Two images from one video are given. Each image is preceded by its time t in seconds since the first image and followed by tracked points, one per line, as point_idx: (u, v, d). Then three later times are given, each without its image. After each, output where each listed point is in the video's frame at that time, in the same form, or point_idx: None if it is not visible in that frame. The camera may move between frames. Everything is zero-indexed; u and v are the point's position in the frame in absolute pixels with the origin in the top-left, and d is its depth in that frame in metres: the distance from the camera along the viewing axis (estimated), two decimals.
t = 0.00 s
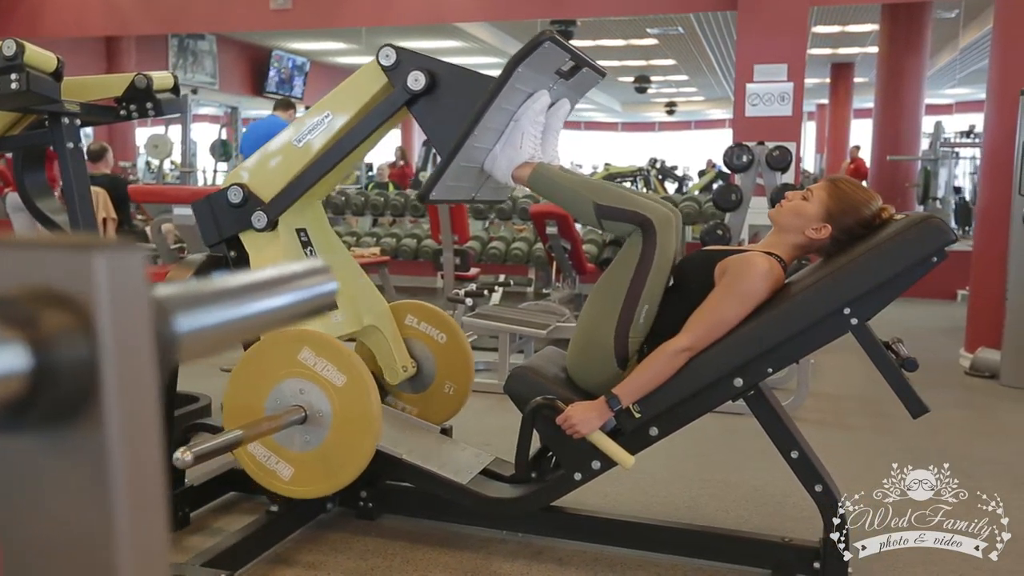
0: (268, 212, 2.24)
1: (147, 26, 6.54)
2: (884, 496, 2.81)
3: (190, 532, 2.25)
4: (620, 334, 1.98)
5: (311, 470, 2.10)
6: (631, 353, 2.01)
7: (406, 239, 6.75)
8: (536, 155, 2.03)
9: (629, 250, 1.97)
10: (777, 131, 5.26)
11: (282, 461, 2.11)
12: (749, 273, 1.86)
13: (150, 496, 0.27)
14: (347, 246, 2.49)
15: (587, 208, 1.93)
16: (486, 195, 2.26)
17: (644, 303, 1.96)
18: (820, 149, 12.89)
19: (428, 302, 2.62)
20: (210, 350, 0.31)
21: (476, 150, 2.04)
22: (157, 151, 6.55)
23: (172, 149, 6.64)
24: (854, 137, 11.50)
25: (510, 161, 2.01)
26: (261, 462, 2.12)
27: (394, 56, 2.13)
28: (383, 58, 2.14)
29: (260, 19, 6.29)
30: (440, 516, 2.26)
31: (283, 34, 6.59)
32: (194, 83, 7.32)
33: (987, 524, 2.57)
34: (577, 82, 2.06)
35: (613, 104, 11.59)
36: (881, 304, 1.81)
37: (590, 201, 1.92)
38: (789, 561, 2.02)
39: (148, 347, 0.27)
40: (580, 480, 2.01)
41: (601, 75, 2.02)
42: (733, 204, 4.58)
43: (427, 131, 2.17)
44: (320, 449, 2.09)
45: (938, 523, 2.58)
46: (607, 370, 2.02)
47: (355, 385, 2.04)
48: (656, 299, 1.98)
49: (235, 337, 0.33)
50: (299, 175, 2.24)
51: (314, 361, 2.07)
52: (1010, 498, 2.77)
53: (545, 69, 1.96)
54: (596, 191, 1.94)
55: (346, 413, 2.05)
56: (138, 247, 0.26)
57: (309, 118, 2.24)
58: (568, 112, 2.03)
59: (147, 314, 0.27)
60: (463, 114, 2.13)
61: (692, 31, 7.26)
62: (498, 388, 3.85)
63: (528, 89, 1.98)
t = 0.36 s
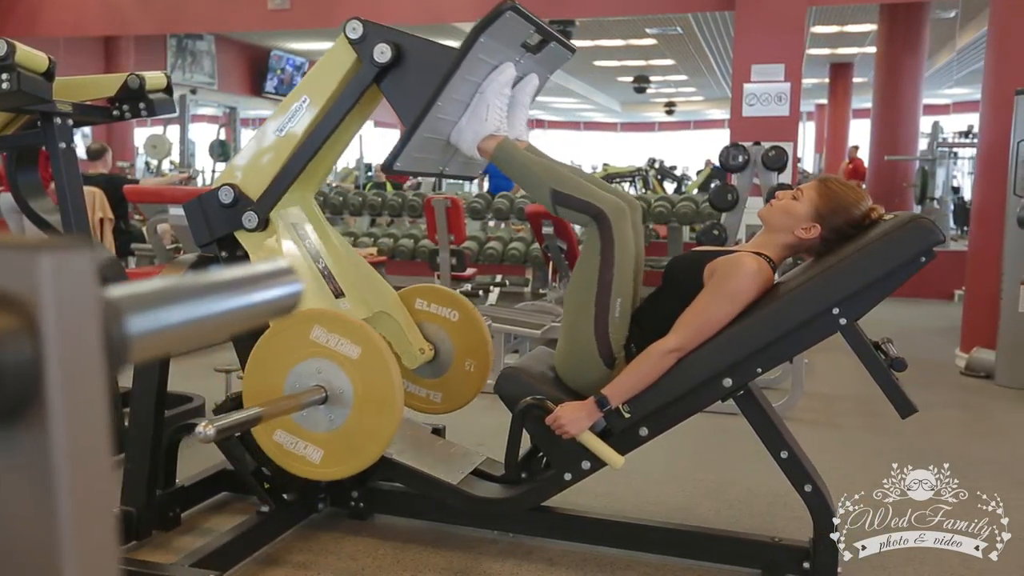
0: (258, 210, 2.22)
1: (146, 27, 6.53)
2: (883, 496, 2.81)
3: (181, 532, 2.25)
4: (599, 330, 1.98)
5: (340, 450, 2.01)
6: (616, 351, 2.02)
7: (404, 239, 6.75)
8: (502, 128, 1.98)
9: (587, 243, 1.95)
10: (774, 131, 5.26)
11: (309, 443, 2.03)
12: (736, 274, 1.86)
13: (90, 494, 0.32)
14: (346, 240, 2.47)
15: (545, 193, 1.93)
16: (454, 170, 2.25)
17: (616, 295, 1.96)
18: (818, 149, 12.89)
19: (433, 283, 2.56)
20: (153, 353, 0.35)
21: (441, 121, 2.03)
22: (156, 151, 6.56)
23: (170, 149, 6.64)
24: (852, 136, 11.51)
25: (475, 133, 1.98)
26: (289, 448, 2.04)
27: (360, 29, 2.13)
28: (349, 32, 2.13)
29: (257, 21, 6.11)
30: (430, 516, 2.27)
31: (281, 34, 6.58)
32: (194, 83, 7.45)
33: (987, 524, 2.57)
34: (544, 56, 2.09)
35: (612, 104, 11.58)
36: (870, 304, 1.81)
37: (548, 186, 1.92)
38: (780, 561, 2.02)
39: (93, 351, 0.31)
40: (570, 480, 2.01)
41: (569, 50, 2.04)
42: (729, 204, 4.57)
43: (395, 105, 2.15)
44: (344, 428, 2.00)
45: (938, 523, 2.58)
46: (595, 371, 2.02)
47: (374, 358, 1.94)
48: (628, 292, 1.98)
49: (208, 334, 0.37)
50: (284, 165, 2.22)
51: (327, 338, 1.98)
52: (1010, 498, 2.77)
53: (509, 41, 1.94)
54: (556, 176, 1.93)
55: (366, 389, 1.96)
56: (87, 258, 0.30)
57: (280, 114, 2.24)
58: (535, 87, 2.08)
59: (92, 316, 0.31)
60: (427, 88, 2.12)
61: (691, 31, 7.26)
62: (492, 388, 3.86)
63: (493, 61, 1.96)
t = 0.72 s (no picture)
0: (247, 210, 2.21)
1: (143, 28, 6.50)
2: (884, 496, 2.81)
3: (170, 533, 2.25)
4: (576, 327, 1.98)
5: (356, 430, 1.92)
6: (600, 351, 2.02)
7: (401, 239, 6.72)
8: (469, 110, 2.06)
9: (546, 244, 1.96)
10: (770, 131, 5.26)
11: (325, 426, 1.94)
12: (723, 274, 1.86)
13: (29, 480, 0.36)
14: (343, 233, 2.43)
15: (500, 184, 1.98)
16: (421, 151, 2.32)
17: (588, 293, 1.97)
18: (817, 150, 12.87)
19: (433, 266, 2.57)
20: (104, 351, 0.35)
21: (406, 102, 2.08)
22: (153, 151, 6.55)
23: (167, 150, 6.63)
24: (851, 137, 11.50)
25: (442, 114, 2.05)
26: (306, 434, 1.96)
27: (328, 11, 2.12)
28: (317, 14, 2.12)
29: (254, 21, 6.11)
30: (420, 517, 2.26)
31: (279, 35, 6.57)
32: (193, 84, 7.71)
33: (987, 523, 2.57)
34: (512, 38, 2.21)
35: (611, 104, 11.56)
36: (857, 304, 1.81)
37: (503, 178, 1.96)
38: (769, 560, 2.02)
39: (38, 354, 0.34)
40: (559, 481, 2.01)
41: (535, 33, 2.18)
42: (724, 204, 4.56)
43: (364, 89, 2.15)
44: (359, 407, 1.91)
45: (938, 523, 2.57)
46: (581, 371, 2.02)
47: (380, 332, 1.87)
48: (597, 287, 2.00)
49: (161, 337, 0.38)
50: (269, 158, 2.20)
51: (331, 316, 1.91)
52: (1010, 498, 2.77)
53: (473, 20, 2.01)
54: (514, 171, 1.97)
55: (377, 365, 1.88)
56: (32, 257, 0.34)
57: (254, 115, 2.23)
58: (502, 70, 2.17)
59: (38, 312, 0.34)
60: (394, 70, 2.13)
61: (689, 31, 7.25)
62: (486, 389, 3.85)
63: (458, 43, 2.04)
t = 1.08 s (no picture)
0: (236, 210, 2.21)
1: (140, 28, 6.49)
2: (885, 496, 2.81)
3: (161, 534, 2.25)
4: (557, 326, 1.98)
5: (357, 419, 1.92)
6: (586, 350, 2.03)
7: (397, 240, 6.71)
8: (445, 103, 2.07)
9: (511, 247, 1.97)
10: (766, 132, 5.27)
11: (327, 414, 1.94)
12: (711, 275, 1.85)
13: None
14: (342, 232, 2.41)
15: (466, 187, 1.98)
16: (400, 144, 2.36)
17: (560, 291, 1.99)
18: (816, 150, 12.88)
19: (432, 257, 2.56)
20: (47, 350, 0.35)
21: (382, 93, 2.10)
22: (151, 152, 6.54)
23: (165, 150, 6.62)
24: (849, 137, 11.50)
25: (419, 106, 2.06)
26: (307, 423, 1.95)
27: (305, 3, 2.13)
28: (294, 7, 2.13)
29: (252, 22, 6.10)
30: (409, 517, 2.26)
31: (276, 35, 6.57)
32: (190, 84, 7.86)
33: (987, 523, 2.57)
34: (491, 31, 2.25)
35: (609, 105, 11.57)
36: (846, 304, 1.81)
37: (469, 180, 1.96)
38: (760, 561, 2.02)
39: None
40: (549, 481, 2.00)
41: (515, 26, 2.21)
42: (720, 204, 4.56)
43: (342, 81, 2.17)
44: (359, 395, 1.90)
45: (938, 523, 2.58)
46: (568, 371, 2.02)
47: (378, 317, 1.86)
48: (571, 285, 2.01)
49: (105, 338, 0.39)
50: (256, 156, 2.20)
51: (329, 304, 1.90)
52: (1011, 498, 2.77)
53: (449, 13, 2.03)
54: (479, 173, 1.98)
55: (376, 351, 1.87)
56: None
57: (239, 114, 2.23)
58: (481, 62, 2.20)
59: None
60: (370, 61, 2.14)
61: (687, 32, 7.25)
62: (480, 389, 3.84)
63: (435, 36, 2.06)
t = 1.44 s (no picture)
0: (229, 211, 2.20)
1: (138, 29, 6.49)
2: (884, 496, 2.81)
3: (154, 534, 2.25)
4: (550, 327, 1.98)
5: (348, 420, 1.91)
6: (579, 350, 2.03)
7: (396, 239, 6.72)
8: (439, 104, 2.07)
9: (508, 248, 1.97)
10: (764, 132, 5.27)
11: (318, 416, 1.93)
12: (703, 275, 1.85)
13: None
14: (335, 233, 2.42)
15: (461, 187, 1.98)
16: (394, 144, 2.36)
17: (555, 291, 1.98)
18: (816, 150, 12.87)
19: (426, 258, 2.56)
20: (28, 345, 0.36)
21: (375, 94, 2.09)
22: (150, 152, 6.56)
23: (164, 151, 6.64)
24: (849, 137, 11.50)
25: (413, 107, 2.06)
26: (297, 425, 1.95)
27: (298, 5, 2.12)
28: (288, 8, 2.12)
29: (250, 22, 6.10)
30: (403, 518, 2.26)
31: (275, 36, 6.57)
32: (190, 84, 7.72)
33: (987, 524, 2.57)
34: (485, 32, 2.25)
35: (609, 104, 11.57)
36: (838, 304, 1.81)
37: (464, 181, 1.97)
38: (754, 561, 2.02)
39: None
40: (542, 482, 2.01)
41: (508, 26, 2.20)
42: (717, 204, 4.56)
43: (335, 82, 2.16)
44: (350, 397, 1.90)
45: (938, 523, 2.58)
46: (561, 372, 2.02)
47: (370, 319, 1.87)
48: (565, 284, 2.00)
49: (86, 336, 0.40)
50: (250, 156, 2.20)
51: (321, 306, 1.91)
52: (1011, 498, 2.77)
53: (442, 14, 2.03)
54: (473, 174, 1.99)
55: (368, 353, 1.88)
56: None
57: (233, 114, 2.22)
58: (475, 63, 2.19)
59: None
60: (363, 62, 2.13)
61: (686, 32, 7.25)
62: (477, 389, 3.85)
63: (429, 36, 2.06)
